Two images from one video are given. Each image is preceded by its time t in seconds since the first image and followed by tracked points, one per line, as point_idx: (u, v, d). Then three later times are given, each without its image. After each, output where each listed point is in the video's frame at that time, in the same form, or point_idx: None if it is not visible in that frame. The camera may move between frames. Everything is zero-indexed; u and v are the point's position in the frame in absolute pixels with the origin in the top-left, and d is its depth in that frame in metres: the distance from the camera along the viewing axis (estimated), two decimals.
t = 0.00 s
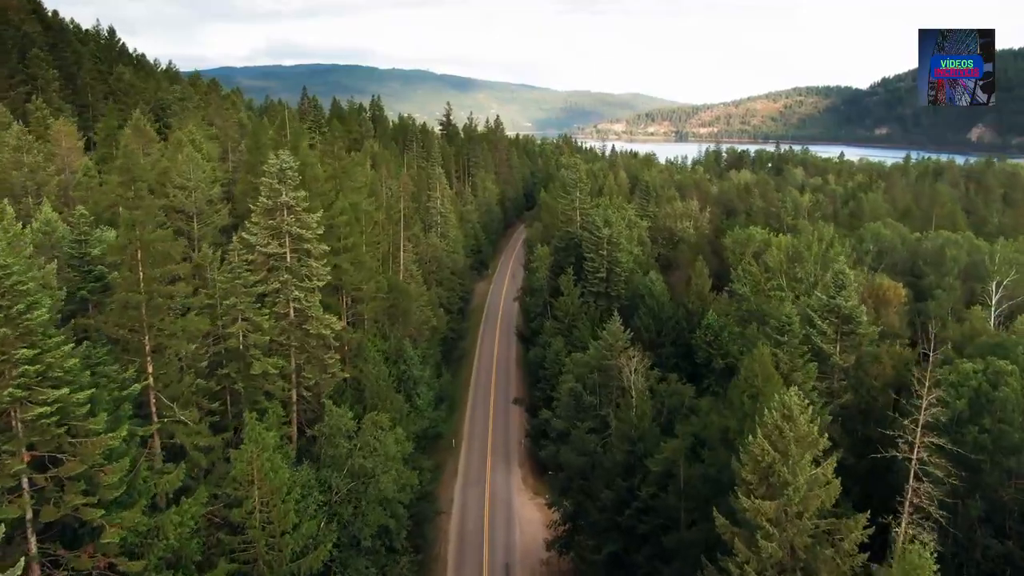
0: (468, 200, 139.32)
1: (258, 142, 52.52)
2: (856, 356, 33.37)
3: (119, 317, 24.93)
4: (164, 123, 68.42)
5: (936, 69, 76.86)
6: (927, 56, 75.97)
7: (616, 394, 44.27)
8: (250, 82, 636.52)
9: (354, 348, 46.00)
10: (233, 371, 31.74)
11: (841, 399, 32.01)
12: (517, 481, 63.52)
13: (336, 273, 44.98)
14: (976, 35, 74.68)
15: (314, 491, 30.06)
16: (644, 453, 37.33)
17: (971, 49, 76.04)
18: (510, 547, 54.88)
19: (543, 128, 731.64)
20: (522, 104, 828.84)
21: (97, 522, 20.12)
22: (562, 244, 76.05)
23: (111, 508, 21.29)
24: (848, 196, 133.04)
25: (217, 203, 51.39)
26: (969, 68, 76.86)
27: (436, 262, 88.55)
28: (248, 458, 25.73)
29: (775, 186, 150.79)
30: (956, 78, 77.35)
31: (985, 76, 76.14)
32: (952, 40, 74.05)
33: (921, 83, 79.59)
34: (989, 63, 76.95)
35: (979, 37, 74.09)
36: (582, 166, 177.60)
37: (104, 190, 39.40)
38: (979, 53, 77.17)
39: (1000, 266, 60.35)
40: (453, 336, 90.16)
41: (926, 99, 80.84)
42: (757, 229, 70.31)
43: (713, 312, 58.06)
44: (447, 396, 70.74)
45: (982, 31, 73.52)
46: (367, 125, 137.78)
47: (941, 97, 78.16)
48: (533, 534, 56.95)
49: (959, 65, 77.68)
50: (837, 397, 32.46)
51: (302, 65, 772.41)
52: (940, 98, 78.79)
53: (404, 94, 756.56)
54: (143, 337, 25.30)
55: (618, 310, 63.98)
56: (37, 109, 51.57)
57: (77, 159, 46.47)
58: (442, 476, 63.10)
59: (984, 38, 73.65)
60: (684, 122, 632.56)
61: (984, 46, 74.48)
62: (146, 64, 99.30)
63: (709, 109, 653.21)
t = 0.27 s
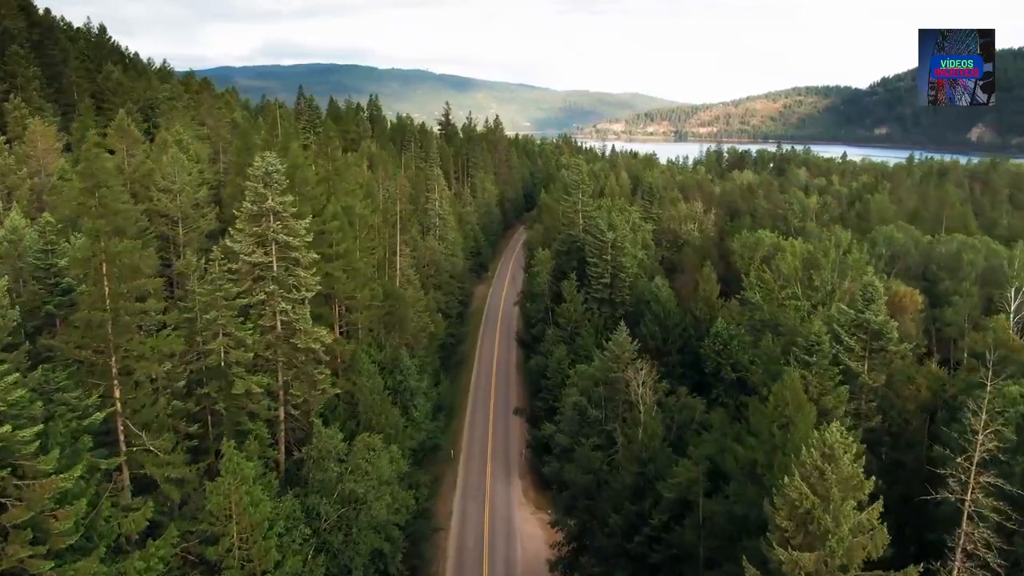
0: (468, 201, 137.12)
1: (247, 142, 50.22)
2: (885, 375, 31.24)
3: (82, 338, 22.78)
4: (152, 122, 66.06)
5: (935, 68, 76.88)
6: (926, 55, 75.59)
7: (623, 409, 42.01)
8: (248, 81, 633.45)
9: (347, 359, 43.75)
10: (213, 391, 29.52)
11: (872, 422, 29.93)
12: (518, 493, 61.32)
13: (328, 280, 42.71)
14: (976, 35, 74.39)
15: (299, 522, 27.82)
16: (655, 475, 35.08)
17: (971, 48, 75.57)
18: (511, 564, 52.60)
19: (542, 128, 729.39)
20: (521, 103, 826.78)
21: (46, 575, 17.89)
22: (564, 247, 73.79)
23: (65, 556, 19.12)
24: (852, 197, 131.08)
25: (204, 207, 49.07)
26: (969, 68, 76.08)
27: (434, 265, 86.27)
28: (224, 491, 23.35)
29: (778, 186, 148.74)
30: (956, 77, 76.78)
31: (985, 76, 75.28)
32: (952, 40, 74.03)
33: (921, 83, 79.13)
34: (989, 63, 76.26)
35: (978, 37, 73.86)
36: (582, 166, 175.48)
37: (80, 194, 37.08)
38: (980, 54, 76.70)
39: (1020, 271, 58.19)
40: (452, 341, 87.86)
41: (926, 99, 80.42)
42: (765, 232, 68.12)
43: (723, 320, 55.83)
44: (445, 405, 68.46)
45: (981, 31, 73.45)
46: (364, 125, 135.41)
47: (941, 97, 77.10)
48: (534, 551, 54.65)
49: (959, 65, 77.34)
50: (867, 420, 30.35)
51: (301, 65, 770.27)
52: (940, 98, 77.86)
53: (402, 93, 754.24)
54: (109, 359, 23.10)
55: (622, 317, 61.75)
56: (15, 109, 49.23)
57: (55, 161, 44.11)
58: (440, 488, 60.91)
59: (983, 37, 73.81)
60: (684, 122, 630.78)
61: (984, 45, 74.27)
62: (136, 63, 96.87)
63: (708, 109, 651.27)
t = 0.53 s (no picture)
0: (467, 203, 134.46)
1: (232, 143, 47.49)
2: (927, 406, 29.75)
3: (28, 366, 20.24)
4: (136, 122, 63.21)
5: (936, 68, 81.88)
6: (926, 55, 80.89)
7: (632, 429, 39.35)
8: (246, 81, 630.27)
9: (338, 375, 41.05)
10: (185, 419, 26.79)
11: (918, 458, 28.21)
12: (519, 510, 58.76)
13: (317, 291, 39.99)
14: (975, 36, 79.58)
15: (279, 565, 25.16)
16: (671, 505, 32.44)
17: (971, 49, 80.80)
18: None
19: (541, 128, 726.62)
20: (520, 103, 824.08)
21: None
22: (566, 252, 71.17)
23: None
24: (857, 199, 128.78)
25: (186, 212, 46.32)
26: (969, 68, 80.91)
27: (432, 270, 83.59)
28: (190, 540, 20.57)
29: (781, 188, 146.25)
30: (956, 78, 81.48)
31: (984, 76, 80.00)
32: (950, 41, 79.34)
33: (921, 83, 83.45)
34: (988, 64, 81.19)
35: (978, 37, 79.29)
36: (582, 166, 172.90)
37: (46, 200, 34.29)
38: (978, 54, 81.57)
39: None
40: (451, 348, 85.07)
41: (925, 99, 85.37)
42: (775, 236, 65.57)
43: (734, 330, 53.24)
44: (443, 417, 65.69)
45: (981, 31, 78.86)
46: (361, 125, 132.70)
47: (942, 97, 81.79)
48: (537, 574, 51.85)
49: (958, 65, 82.08)
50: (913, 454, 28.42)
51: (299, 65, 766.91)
52: (940, 98, 82.63)
53: (401, 93, 751.05)
54: (60, 390, 20.59)
55: (628, 326, 59.04)
56: None
57: (24, 163, 41.27)
58: (437, 506, 58.11)
59: (983, 38, 78.67)
60: (683, 121, 628.45)
61: (983, 46, 79.56)
62: (124, 60, 93.89)
63: (707, 109, 648.81)
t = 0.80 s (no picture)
0: (466, 205, 132.26)
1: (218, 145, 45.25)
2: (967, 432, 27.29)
3: None
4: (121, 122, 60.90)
5: (935, 68, 82.95)
6: (926, 55, 82.62)
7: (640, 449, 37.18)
8: (244, 80, 627.63)
9: (329, 391, 38.81)
10: (157, 448, 24.48)
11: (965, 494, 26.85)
12: (520, 527, 56.55)
13: (306, 302, 37.75)
14: (976, 36, 80.49)
15: None
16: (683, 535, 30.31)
17: (971, 49, 81.75)
18: None
19: (540, 127, 724.42)
20: (519, 103, 821.75)
21: None
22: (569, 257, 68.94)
23: None
24: (861, 201, 126.98)
25: (170, 217, 44.05)
26: (969, 68, 82.36)
27: (430, 274, 81.30)
28: None
29: (783, 189, 144.38)
30: (956, 78, 83.33)
31: (984, 76, 81.78)
32: (952, 40, 80.60)
33: (922, 83, 84.70)
34: (988, 64, 82.12)
35: (978, 37, 80.28)
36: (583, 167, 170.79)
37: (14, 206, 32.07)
38: (979, 54, 82.49)
39: None
40: (449, 355, 82.75)
41: (926, 99, 86.44)
42: (785, 240, 63.44)
43: (745, 340, 51.07)
44: (441, 429, 63.39)
45: (981, 32, 79.78)
46: (358, 125, 130.39)
47: (941, 97, 83.06)
48: None
49: (959, 65, 83.23)
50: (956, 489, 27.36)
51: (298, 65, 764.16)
52: (940, 97, 84.00)
53: (399, 93, 748.62)
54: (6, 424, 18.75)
55: (634, 334, 56.75)
56: None
57: None
58: (435, 522, 55.77)
59: (983, 37, 79.92)
60: (683, 121, 626.49)
61: (983, 46, 80.45)
62: (114, 59, 91.49)
63: (707, 109, 647.03)
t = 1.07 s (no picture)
0: (465, 206, 129.93)
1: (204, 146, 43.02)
2: None
3: None
4: (106, 122, 58.61)
5: (935, 68, 78.83)
6: (926, 55, 78.44)
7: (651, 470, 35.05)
8: (242, 80, 624.84)
9: (319, 407, 36.74)
10: (124, 481, 22.21)
11: None
12: (521, 543, 54.37)
13: (295, 314, 35.57)
14: (975, 35, 76.33)
15: None
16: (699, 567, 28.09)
17: (970, 49, 77.74)
18: None
19: (539, 127, 721.93)
20: (519, 103, 819.07)
21: None
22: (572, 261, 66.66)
23: None
24: (866, 202, 124.44)
25: (152, 223, 41.82)
26: (969, 68, 78.11)
27: (428, 278, 79.02)
28: None
29: (787, 190, 141.91)
30: (956, 78, 79.05)
31: (985, 76, 77.57)
32: (951, 41, 76.15)
33: (920, 84, 80.12)
34: (988, 63, 78.23)
35: (978, 37, 76.14)
36: (583, 167, 168.41)
37: None
38: (978, 54, 78.33)
39: None
40: (448, 361, 80.56)
41: (926, 99, 82.57)
42: (796, 243, 61.17)
43: (757, 350, 48.87)
44: (439, 440, 61.18)
45: (981, 31, 75.53)
46: (355, 125, 128.04)
47: (941, 97, 78.88)
48: None
49: (958, 66, 78.90)
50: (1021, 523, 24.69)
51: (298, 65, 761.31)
52: (940, 98, 80.05)
53: (398, 93, 745.70)
54: None
55: (639, 343, 54.55)
56: None
57: None
58: (432, 539, 53.62)
59: (984, 38, 75.77)
60: (682, 121, 624.07)
61: (984, 46, 76.41)
62: (102, 57, 89.03)
63: (707, 109, 644.57)
